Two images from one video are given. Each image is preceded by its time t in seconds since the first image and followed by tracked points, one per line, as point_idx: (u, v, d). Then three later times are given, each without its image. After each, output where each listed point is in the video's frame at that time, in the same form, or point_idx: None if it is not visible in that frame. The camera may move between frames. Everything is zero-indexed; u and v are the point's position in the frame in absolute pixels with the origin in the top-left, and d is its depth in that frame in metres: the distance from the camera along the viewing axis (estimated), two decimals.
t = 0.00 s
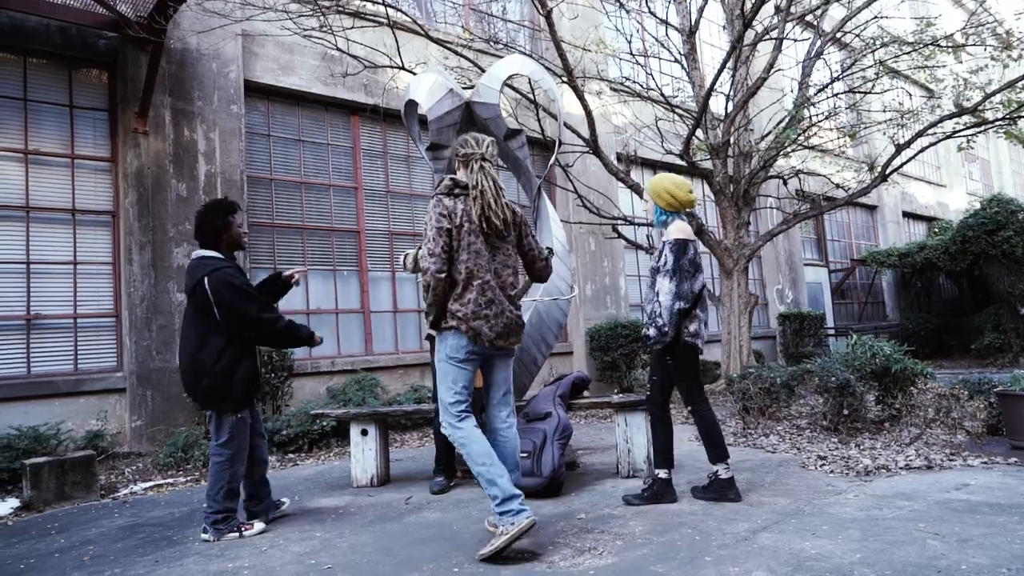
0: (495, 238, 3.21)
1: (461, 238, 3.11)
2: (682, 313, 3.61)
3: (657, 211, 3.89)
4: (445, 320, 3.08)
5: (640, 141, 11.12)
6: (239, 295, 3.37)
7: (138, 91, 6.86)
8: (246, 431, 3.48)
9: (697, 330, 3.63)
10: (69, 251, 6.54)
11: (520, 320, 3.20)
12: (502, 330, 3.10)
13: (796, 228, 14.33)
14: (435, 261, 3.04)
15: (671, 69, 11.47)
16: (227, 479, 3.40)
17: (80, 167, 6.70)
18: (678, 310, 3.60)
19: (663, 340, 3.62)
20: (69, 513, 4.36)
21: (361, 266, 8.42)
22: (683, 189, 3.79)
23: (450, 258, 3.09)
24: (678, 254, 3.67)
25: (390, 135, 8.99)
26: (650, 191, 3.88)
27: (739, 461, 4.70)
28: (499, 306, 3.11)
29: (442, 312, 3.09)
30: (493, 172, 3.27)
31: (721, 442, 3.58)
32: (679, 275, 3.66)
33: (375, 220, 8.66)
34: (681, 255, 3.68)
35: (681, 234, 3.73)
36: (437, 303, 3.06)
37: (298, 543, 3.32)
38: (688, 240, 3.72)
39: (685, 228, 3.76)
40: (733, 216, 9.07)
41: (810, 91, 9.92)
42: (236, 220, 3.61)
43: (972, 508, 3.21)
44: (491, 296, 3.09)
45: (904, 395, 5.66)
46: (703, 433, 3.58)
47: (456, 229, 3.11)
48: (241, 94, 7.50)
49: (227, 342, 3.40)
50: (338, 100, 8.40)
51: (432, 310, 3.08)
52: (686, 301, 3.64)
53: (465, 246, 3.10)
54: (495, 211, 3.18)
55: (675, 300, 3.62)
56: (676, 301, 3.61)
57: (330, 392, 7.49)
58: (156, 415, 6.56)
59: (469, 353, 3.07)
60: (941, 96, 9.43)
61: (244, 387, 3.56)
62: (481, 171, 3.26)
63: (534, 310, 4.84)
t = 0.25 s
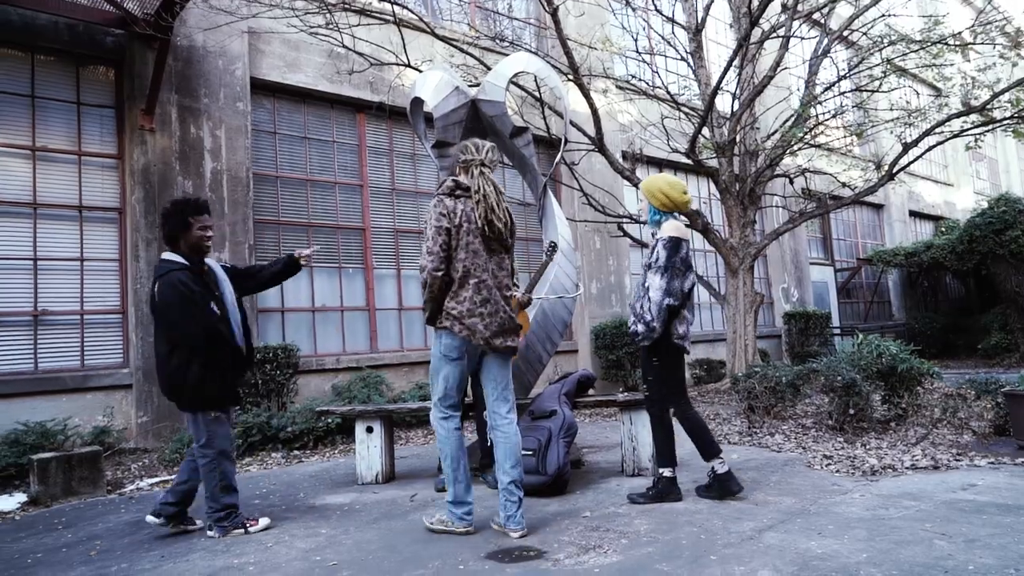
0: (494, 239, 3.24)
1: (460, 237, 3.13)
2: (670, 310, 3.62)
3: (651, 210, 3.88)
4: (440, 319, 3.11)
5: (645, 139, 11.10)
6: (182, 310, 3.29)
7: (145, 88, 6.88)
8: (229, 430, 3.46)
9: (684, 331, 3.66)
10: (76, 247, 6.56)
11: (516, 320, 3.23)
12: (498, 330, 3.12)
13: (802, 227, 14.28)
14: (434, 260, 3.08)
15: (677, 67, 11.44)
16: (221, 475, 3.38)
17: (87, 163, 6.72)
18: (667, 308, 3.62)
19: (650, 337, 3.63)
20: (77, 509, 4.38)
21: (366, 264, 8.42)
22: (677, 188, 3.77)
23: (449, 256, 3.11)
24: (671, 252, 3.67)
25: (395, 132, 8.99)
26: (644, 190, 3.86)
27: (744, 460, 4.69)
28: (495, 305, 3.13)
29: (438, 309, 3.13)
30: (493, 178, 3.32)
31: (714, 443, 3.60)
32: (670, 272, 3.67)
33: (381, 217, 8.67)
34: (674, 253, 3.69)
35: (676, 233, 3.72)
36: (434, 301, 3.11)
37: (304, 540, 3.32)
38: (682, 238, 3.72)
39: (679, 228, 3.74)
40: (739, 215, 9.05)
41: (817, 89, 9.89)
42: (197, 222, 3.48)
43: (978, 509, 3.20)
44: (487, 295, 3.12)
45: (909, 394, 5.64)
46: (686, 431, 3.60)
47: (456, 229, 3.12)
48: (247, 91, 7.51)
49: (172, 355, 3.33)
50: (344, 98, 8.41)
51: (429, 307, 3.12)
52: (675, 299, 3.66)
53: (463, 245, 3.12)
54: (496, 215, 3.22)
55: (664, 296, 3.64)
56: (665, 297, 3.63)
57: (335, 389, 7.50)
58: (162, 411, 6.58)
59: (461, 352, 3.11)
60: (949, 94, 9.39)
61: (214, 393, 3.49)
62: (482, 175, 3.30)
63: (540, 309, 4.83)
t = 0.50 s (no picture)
0: (476, 241, 3.20)
1: (438, 244, 3.20)
2: (657, 307, 3.57)
3: (646, 208, 3.84)
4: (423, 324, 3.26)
5: (650, 135, 11.08)
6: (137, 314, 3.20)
7: (149, 88, 6.89)
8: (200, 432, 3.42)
9: (675, 330, 3.60)
10: (82, 247, 6.58)
11: (502, 322, 3.22)
12: (478, 332, 3.14)
13: (807, 222, 14.24)
14: (412, 268, 3.20)
15: (681, 62, 11.41)
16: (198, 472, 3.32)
17: (92, 164, 6.74)
18: (654, 304, 3.56)
19: (637, 334, 3.59)
20: (86, 507, 4.40)
21: (371, 262, 8.43)
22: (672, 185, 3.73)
23: (427, 264, 3.21)
24: (661, 249, 3.62)
25: (399, 131, 8.99)
26: (639, 188, 3.82)
27: (751, 456, 4.68)
28: (473, 308, 3.16)
29: (423, 314, 3.25)
30: (473, 178, 3.23)
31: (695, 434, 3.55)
32: (660, 269, 3.60)
33: (385, 215, 8.67)
34: (664, 250, 3.63)
35: (668, 231, 3.67)
36: (416, 307, 3.23)
37: (312, 537, 3.33)
38: (674, 236, 3.68)
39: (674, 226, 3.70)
40: (744, 211, 9.03)
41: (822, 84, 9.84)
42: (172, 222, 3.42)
43: (987, 503, 3.19)
44: (464, 299, 3.16)
45: (916, 389, 5.62)
46: (664, 428, 3.54)
47: (432, 237, 3.20)
48: (251, 90, 7.52)
49: (124, 360, 3.24)
50: (347, 96, 8.41)
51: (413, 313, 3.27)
52: (664, 296, 3.59)
53: (441, 252, 3.19)
54: (473, 218, 3.15)
55: (652, 293, 3.58)
56: (653, 294, 3.57)
57: (341, 387, 7.51)
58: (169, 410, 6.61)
59: (448, 352, 3.20)
60: (955, 88, 9.34)
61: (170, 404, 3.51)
62: (461, 177, 3.24)
63: (545, 306, 4.84)
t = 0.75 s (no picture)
0: (460, 237, 3.18)
1: (421, 240, 3.19)
2: (652, 304, 3.51)
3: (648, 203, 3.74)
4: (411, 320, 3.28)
5: (657, 130, 11.04)
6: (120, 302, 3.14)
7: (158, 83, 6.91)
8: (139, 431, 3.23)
9: (671, 325, 3.53)
10: (91, 242, 6.61)
11: (487, 317, 3.19)
12: (461, 327, 3.12)
13: (815, 217, 14.18)
14: (398, 265, 3.21)
15: (689, 56, 11.36)
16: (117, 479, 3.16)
17: (101, 158, 6.76)
18: (648, 299, 3.50)
19: (631, 330, 3.54)
20: (95, 500, 4.43)
21: (378, 257, 8.43)
22: (672, 180, 3.62)
23: (412, 261, 3.21)
24: (657, 244, 3.53)
25: (406, 125, 8.98)
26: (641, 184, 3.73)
27: (759, 451, 4.67)
28: (457, 304, 3.14)
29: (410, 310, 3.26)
30: (456, 176, 3.22)
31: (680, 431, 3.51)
32: (656, 264, 3.53)
33: (392, 210, 8.67)
34: (661, 245, 3.55)
35: (666, 226, 3.59)
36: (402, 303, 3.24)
37: (320, 531, 3.35)
38: (672, 231, 3.59)
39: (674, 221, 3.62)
40: (752, 205, 9.00)
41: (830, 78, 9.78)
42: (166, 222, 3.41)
43: (997, 500, 3.17)
44: (447, 295, 3.15)
45: (925, 385, 5.59)
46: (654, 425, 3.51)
47: (416, 233, 3.20)
48: (258, 85, 7.53)
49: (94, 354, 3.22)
50: (354, 91, 8.41)
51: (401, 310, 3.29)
52: (659, 291, 3.52)
53: (424, 248, 3.18)
54: (455, 214, 3.13)
55: (647, 288, 3.52)
56: (647, 289, 3.51)
57: (348, 381, 7.53)
58: (177, 404, 6.64)
59: (438, 347, 3.17)
60: (965, 82, 9.26)
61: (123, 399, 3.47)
62: (445, 174, 3.23)
63: (552, 301, 4.83)
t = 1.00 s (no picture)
0: (464, 235, 3.15)
1: (425, 238, 3.18)
2: (655, 299, 3.50)
3: (654, 197, 3.68)
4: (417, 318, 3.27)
5: (667, 124, 11.00)
6: (94, 316, 3.11)
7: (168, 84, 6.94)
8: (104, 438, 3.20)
9: (677, 320, 3.50)
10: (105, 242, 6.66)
11: (494, 314, 3.17)
12: (468, 325, 3.11)
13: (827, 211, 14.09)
14: (403, 264, 3.20)
15: (698, 50, 11.31)
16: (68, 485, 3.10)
17: (113, 159, 6.80)
18: (652, 295, 3.49)
19: (636, 326, 3.53)
20: (112, 498, 4.47)
21: (388, 255, 8.45)
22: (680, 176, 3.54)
23: (417, 259, 3.20)
24: (660, 240, 3.51)
25: (415, 123, 8.99)
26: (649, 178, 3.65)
27: (773, 446, 4.65)
28: (464, 302, 3.13)
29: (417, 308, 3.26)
30: (458, 173, 3.16)
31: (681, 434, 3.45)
32: (659, 260, 3.50)
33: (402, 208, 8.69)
34: (663, 241, 3.52)
35: (670, 222, 3.54)
36: (408, 302, 3.24)
37: (335, 527, 3.36)
38: (675, 227, 3.54)
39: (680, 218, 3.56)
40: (762, 199, 8.95)
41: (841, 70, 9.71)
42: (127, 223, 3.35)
43: (1015, 494, 3.15)
44: (454, 293, 3.13)
45: (941, 378, 5.55)
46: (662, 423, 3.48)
47: (420, 232, 3.18)
48: (268, 85, 7.55)
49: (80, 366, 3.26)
50: (363, 89, 8.42)
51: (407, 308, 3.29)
52: (662, 287, 3.50)
53: (428, 246, 3.17)
54: (459, 212, 3.09)
55: (650, 284, 3.51)
56: (650, 285, 3.50)
57: (360, 379, 7.55)
58: (192, 403, 6.69)
59: (444, 346, 3.19)
60: (978, 72, 9.17)
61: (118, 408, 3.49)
62: (446, 172, 3.17)
63: (563, 297, 4.83)
